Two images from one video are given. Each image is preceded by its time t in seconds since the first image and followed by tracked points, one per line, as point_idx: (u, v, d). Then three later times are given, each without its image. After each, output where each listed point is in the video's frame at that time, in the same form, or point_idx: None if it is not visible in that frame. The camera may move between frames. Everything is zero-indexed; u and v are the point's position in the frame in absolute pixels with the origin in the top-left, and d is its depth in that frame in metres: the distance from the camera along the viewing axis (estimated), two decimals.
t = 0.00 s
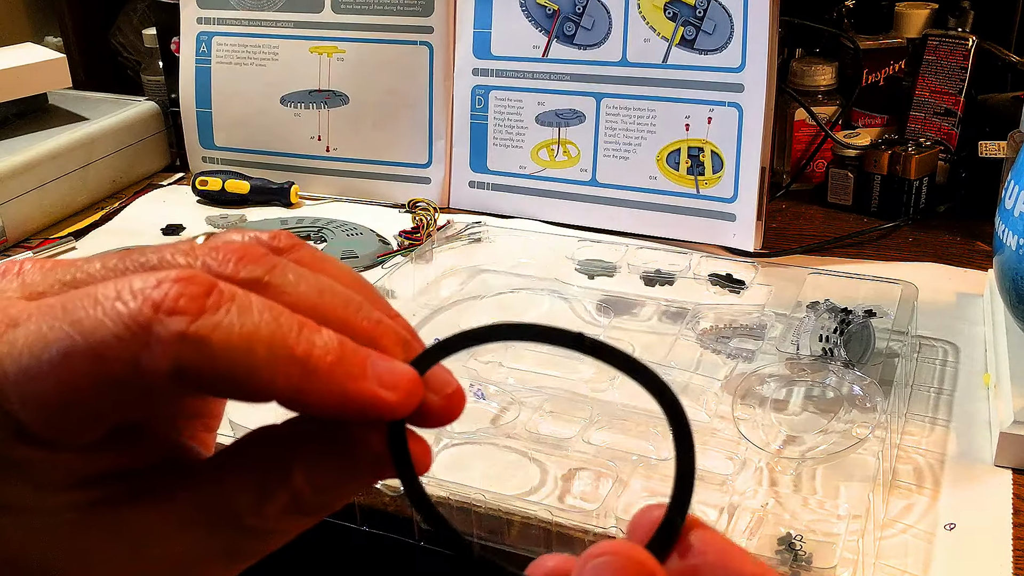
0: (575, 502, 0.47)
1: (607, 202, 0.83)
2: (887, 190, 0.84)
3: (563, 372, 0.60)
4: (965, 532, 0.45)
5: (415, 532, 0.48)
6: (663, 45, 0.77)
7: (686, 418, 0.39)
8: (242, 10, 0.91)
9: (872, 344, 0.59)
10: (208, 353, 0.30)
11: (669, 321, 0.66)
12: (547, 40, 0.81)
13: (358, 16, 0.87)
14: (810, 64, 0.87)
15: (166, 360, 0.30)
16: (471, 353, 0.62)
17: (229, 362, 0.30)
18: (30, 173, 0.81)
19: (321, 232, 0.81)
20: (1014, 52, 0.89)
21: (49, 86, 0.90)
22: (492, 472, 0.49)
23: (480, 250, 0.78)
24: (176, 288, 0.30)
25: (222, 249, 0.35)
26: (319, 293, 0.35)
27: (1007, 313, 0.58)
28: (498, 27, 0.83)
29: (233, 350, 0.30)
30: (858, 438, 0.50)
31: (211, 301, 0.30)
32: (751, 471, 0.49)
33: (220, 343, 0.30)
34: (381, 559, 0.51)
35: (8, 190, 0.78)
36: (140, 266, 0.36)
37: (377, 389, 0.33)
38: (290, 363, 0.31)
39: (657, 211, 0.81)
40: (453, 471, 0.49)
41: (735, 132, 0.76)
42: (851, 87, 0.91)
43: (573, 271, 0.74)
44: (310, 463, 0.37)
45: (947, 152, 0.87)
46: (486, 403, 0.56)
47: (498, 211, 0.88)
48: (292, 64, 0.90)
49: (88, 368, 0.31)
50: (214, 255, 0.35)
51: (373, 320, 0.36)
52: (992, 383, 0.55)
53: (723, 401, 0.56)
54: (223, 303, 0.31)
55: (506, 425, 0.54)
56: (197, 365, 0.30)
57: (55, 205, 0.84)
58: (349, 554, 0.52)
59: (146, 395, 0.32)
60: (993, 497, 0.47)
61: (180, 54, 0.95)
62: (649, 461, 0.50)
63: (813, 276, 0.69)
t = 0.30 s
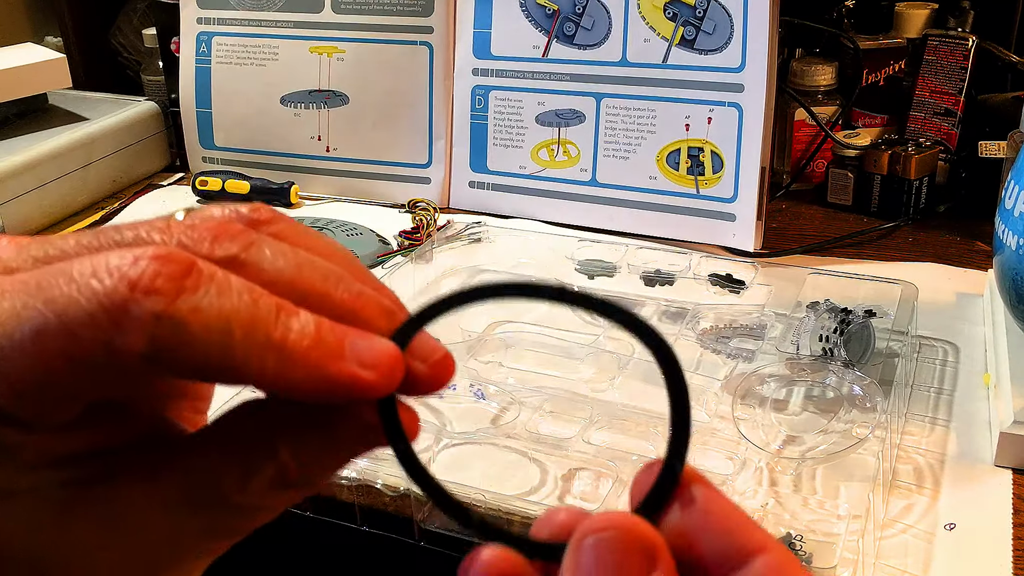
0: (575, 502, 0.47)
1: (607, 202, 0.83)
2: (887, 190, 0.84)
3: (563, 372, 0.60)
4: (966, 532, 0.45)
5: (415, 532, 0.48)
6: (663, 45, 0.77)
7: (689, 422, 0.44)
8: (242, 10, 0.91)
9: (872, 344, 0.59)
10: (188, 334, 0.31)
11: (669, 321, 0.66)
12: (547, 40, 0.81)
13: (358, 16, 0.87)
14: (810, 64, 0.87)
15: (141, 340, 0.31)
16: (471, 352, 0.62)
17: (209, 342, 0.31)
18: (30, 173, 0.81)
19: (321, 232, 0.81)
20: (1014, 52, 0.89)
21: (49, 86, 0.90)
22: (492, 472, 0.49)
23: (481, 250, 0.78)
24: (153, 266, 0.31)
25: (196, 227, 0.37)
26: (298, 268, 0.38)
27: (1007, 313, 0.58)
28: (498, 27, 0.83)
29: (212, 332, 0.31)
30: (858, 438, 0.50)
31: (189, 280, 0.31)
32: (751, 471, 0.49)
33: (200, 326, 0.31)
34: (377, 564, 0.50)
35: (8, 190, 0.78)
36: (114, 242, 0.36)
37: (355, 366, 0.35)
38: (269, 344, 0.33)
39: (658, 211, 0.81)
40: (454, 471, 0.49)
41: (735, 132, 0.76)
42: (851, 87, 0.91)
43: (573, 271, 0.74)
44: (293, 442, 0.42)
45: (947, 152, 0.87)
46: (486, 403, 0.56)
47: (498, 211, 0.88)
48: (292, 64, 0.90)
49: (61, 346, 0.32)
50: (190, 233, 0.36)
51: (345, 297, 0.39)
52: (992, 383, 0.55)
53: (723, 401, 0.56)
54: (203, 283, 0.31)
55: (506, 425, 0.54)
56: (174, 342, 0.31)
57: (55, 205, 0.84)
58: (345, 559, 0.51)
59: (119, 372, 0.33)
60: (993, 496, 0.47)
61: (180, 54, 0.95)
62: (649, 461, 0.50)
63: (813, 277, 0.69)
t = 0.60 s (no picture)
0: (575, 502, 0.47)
1: (607, 202, 0.83)
2: (887, 190, 0.84)
3: (563, 372, 0.60)
4: (966, 532, 0.45)
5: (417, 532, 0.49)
6: (663, 45, 0.77)
7: (653, 337, 0.43)
8: (242, 10, 0.91)
9: (872, 344, 0.59)
10: (142, 252, 0.34)
11: (669, 321, 0.66)
12: (546, 40, 0.81)
13: (358, 16, 0.87)
14: (810, 64, 0.87)
15: (103, 267, 0.35)
16: (471, 352, 0.62)
17: (165, 259, 0.34)
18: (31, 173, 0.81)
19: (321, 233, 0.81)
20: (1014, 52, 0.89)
21: (49, 86, 0.90)
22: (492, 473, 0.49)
23: (481, 250, 0.78)
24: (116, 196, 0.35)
25: (151, 148, 0.40)
26: (255, 183, 0.41)
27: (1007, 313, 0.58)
28: (498, 28, 0.83)
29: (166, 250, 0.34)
30: (858, 438, 0.51)
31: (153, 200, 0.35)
32: (751, 470, 0.49)
33: (154, 243, 0.34)
34: (382, 559, 0.51)
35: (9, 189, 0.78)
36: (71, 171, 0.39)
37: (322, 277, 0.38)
38: (226, 253, 0.35)
39: (658, 211, 0.81)
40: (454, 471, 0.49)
41: (735, 132, 0.76)
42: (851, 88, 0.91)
43: (573, 271, 0.74)
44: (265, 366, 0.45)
45: (946, 153, 0.87)
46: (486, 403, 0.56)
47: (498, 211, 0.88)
48: (292, 64, 0.90)
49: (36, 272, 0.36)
50: (144, 152, 0.39)
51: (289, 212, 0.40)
52: (992, 383, 0.55)
53: (723, 401, 0.56)
54: (157, 205, 0.35)
55: (506, 425, 0.54)
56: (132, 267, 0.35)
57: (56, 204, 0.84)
58: (350, 557, 0.51)
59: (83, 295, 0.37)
60: (993, 496, 0.47)
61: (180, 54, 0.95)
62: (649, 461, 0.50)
63: (813, 277, 0.69)
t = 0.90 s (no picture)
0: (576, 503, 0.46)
1: (607, 203, 0.83)
2: (887, 190, 0.84)
3: (563, 372, 0.60)
4: (965, 532, 0.45)
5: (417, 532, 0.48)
6: (663, 45, 0.77)
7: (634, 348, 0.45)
8: (243, 10, 0.91)
9: (872, 344, 0.59)
10: (129, 257, 0.36)
11: (669, 321, 0.66)
12: (546, 40, 0.81)
13: (358, 16, 0.87)
14: (809, 64, 0.87)
15: (88, 268, 0.37)
16: (471, 352, 0.62)
17: (152, 265, 0.36)
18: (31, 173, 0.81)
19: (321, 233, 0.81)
20: (1014, 52, 0.89)
21: (49, 86, 0.90)
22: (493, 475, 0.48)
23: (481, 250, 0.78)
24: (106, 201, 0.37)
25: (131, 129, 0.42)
26: (234, 171, 0.43)
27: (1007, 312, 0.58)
28: (498, 27, 0.83)
29: (156, 255, 0.36)
30: (858, 438, 0.51)
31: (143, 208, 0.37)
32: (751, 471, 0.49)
33: (142, 247, 0.36)
34: (381, 559, 0.51)
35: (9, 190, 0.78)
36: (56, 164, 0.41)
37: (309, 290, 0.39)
38: (213, 261, 0.37)
39: (658, 211, 0.81)
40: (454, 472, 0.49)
41: (735, 132, 0.76)
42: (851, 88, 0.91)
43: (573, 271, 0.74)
44: (241, 368, 0.45)
45: (947, 153, 0.87)
46: (487, 403, 0.56)
47: (498, 211, 0.88)
48: (292, 64, 0.90)
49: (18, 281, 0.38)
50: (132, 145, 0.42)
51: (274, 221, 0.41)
52: (992, 382, 0.55)
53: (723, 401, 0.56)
54: (146, 208, 0.37)
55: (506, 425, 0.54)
56: (121, 267, 0.36)
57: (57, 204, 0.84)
58: (351, 556, 0.51)
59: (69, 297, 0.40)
60: (993, 496, 0.47)
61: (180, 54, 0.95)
62: (649, 462, 0.50)
63: (813, 277, 0.69)
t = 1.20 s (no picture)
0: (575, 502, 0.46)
1: (607, 203, 0.83)
2: (887, 190, 0.84)
3: (563, 371, 0.60)
4: (966, 532, 0.45)
5: (416, 532, 0.48)
6: (663, 45, 0.77)
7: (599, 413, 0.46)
8: (243, 10, 0.91)
9: (872, 344, 0.59)
10: (218, 240, 0.37)
11: (669, 321, 0.66)
12: (546, 40, 0.81)
13: (358, 16, 0.87)
14: (809, 64, 0.87)
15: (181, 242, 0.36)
16: (471, 352, 0.62)
17: (234, 248, 0.37)
18: (31, 173, 0.81)
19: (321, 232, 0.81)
20: (1014, 52, 0.89)
21: (49, 86, 0.90)
22: (491, 474, 0.49)
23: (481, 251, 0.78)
24: (203, 201, 0.37)
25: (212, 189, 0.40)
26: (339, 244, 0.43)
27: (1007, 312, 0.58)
28: (498, 27, 0.83)
29: (242, 244, 0.37)
30: (858, 438, 0.51)
31: (241, 210, 0.39)
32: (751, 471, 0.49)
33: (228, 230, 0.37)
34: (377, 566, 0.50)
35: (8, 190, 0.78)
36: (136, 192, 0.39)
37: (378, 338, 0.38)
38: (287, 260, 0.38)
39: (657, 211, 0.81)
40: (452, 471, 0.49)
41: (735, 132, 0.76)
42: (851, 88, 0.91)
43: (573, 271, 0.74)
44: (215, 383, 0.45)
45: (946, 153, 0.87)
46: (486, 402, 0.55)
47: (498, 211, 0.88)
48: (292, 64, 0.90)
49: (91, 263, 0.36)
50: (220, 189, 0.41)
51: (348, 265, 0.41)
52: (992, 382, 0.56)
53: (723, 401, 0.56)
54: (240, 213, 0.39)
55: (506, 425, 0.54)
56: (209, 247, 0.36)
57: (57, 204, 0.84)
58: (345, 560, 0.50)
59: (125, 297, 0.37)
60: (993, 496, 0.47)
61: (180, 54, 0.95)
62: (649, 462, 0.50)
63: (813, 277, 0.69)
